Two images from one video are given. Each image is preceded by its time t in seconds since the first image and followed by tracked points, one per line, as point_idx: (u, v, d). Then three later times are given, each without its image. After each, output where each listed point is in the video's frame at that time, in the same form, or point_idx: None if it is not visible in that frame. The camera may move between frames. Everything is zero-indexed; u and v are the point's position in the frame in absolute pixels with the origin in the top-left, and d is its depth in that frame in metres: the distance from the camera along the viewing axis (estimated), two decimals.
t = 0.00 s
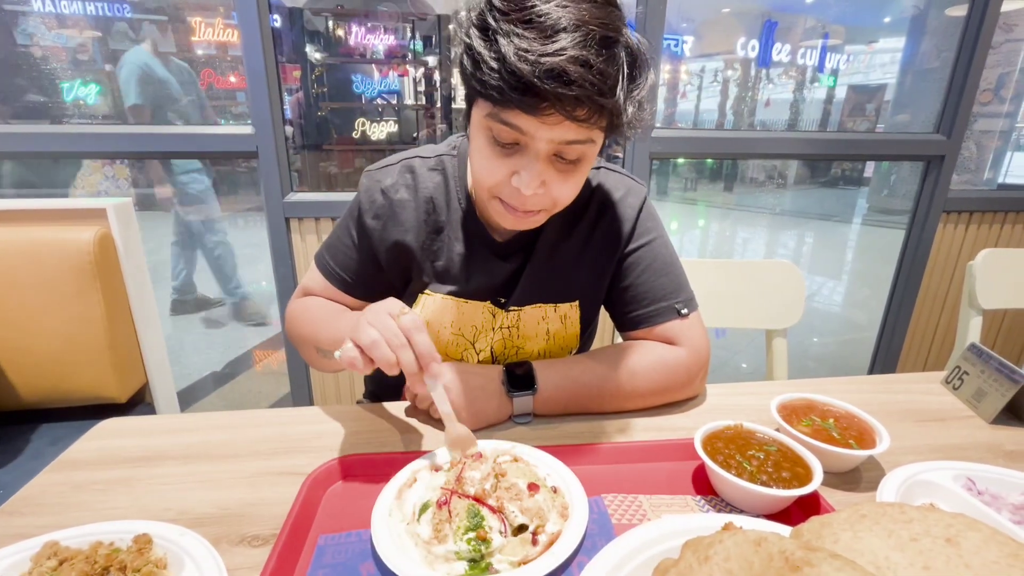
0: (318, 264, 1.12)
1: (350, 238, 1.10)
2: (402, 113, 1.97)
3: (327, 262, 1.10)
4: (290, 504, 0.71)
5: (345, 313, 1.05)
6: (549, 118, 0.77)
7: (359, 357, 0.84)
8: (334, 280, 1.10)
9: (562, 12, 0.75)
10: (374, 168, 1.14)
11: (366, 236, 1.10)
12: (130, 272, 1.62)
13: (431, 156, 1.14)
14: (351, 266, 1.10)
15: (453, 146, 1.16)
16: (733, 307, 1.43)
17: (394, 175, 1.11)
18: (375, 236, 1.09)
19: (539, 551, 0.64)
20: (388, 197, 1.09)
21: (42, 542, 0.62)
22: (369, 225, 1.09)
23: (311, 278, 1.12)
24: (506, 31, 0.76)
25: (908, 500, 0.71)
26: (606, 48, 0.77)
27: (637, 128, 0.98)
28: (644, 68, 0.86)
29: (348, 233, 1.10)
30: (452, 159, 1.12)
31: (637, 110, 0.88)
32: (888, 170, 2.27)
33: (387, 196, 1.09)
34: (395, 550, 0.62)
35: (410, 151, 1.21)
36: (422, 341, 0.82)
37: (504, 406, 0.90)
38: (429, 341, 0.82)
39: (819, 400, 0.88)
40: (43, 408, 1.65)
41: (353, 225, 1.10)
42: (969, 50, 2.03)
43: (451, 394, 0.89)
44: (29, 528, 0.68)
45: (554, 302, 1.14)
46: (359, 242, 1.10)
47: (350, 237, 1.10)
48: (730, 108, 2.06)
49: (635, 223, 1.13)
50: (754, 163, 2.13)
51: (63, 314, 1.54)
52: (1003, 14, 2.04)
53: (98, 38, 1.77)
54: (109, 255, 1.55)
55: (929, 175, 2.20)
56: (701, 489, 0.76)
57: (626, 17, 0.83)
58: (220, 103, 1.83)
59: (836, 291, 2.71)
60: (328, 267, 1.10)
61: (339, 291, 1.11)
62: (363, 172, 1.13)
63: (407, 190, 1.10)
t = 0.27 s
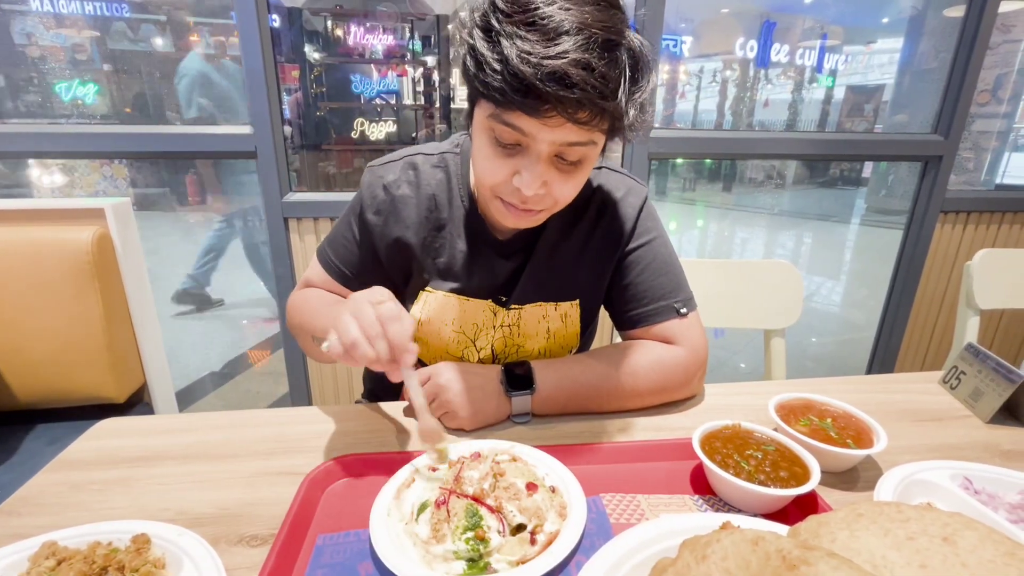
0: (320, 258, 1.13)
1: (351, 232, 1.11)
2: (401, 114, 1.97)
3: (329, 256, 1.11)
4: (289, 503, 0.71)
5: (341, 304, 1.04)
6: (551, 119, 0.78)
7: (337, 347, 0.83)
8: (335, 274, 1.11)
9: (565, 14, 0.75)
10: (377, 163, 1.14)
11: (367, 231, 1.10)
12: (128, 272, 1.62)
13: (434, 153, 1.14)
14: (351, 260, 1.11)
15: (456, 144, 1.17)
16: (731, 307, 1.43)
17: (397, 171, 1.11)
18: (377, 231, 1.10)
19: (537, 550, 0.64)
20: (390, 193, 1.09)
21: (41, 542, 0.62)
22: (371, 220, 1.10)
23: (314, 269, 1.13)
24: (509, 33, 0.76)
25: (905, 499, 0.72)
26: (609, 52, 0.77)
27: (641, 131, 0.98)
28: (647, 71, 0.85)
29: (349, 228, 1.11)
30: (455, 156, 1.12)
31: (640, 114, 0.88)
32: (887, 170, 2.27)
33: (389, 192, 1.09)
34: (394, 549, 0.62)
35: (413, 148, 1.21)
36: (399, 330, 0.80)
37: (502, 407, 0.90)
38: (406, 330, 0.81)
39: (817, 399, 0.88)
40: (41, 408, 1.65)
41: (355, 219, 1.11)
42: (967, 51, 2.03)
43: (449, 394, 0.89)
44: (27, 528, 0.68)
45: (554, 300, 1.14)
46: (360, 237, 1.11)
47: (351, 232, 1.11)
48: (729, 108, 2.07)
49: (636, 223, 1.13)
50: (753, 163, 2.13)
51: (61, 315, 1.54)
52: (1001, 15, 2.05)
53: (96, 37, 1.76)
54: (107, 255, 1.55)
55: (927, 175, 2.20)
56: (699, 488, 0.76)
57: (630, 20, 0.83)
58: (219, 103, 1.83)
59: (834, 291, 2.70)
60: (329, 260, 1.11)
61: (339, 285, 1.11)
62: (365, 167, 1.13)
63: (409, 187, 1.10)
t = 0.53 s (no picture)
0: (321, 255, 1.12)
1: (353, 230, 1.10)
2: (400, 114, 1.97)
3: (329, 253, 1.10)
4: (289, 503, 0.71)
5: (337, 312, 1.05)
6: (552, 118, 0.78)
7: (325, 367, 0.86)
8: (335, 272, 1.10)
9: (568, 14, 0.75)
10: (379, 161, 1.14)
11: (369, 229, 1.10)
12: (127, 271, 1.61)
13: (436, 152, 1.14)
14: (351, 258, 1.10)
15: (458, 142, 1.17)
16: (730, 306, 1.43)
17: (399, 169, 1.11)
18: (378, 229, 1.09)
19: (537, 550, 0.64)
20: (392, 191, 1.09)
21: (40, 542, 0.62)
22: (373, 218, 1.09)
23: (316, 270, 1.13)
24: (511, 32, 0.77)
25: (904, 499, 0.72)
26: (611, 50, 0.78)
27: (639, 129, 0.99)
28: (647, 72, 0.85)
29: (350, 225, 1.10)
30: (458, 155, 1.13)
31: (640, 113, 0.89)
32: (885, 170, 2.28)
33: (391, 189, 1.09)
34: (394, 549, 0.62)
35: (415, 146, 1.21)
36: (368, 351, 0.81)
37: (501, 406, 0.90)
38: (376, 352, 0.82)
39: (816, 400, 0.88)
40: (41, 408, 1.65)
41: (356, 216, 1.11)
42: (965, 52, 2.04)
43: (449, 393, 0.88)
44: (26, 528, 0.68)
45: (554, 300, 1.14)
46: (361, 234, 1.10)
47: (353, 230, 1.10)
48: (728, 108, 2.07)
49: (636, 223, 1.13)
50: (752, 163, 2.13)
51: (61, 315, 1.54)
52: (999, 16, 2.06)
53: (95, 37, 1.76)
54: (105, 255, 1.54)
55: (926, 176, 2.21)
56: (698, 488, 0.76)
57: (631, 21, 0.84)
58: (218, 103, 1.83)
59: (833, 292, 2.70)
60: (330, 258, 1.10)
61: (340, 283, 1.11)
62: (367, 165, 1.13)
63: (412, 185, 1.10)
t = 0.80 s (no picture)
0: (297, 282, 1.09)
1: (334, 255, 1.10)
2: (405, 124, 1.99)
3: (309, 280, 1.08)
4: (293, 511, 0.71)
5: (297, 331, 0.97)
6: (511, 128, 0.77)
7: (275, 391, 0.77)
8: (315, 298, 1.08)
9: (516, 21, 0.76)
10: (361, 186, 1.15)
11: (353, 254, 1.10)
12: (134, 280, 1.63)
13: (420, 175, 1.15)
14: (333, 284, 1.09)
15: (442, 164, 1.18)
16: (733, 315, 1.43)
17: (383, 194, 1.12)
18: (363, 255, 1.09)
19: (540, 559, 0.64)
20: (377, 216, 1.10)
21: (48, 549, 0.63)
22: (356, 244, 1.09)
23: (288, 295, 1.08)
24: (463, 45, 0.78)
25: (908, 508, 0.71)
26: (570, 55, 0.78)
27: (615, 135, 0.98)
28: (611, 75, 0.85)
29: (332, 250, 1.10)
30: (442, 178, 1.14)
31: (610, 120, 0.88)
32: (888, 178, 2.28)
33: (375, 213, 1.10)
34: (398, 558, 0.62)
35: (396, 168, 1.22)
36: (312, 382, 0.72)
37: (504, 417, 0.90)
38: (321, 381, 0.71)
39: (819, 408, 0.88)
40: (47, 416, 1.66)
41: (338, 242, 1.10)
42: (967, 60, 2.05)
43: (452, 404, 0.89)
44: (32, 536, 0.68)
45: (549, 320, 1.15)
46: (344, 259, 1.10)
47: (335, 256, 1.09)
48: (730, 117, 2.08)
49: (630, 237, 1.14)
50: (756, 172, 2.14)
51: (69, 324, 1.55)
52: (1000, 24, 2.07)
53: (106, 50, 1.80)
54: (113, 264, 1.56)
55: (930, 184, 2.21)
56: (701, 497, 0.76)
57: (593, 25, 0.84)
58: (225, 114, 1.86)
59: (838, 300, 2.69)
60: (309, 284, 1.08)
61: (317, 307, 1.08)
62: (350, 190, 1.14)
63: (396, 209, 1.11)
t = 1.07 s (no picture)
0: (272, 276, 1.02)
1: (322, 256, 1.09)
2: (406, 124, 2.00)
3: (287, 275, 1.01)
4: (295, 510, 0.72)
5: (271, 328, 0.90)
6: (498, 121, 0.75)
7: (289, 346, 0.73)
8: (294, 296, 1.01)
9: (496, 13, 0.77)
10: (352, 185, 1.16)
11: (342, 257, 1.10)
12: (136, 281, 1.64)
13: (413, 178, 1.16)
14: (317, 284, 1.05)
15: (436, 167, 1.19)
16: (733, 316, 1.44)
17: (375, 197, 1.13)
18: (353, 258, 1.10)
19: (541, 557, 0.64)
20: (369, 220, 1.10)
21: (51, 548, 0.63)
22: (347, 247, 1.09)
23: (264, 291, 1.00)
24: (441, 39, 0.79)
25: (908, 508, 0.71)
26: (552, 44, 0.77)
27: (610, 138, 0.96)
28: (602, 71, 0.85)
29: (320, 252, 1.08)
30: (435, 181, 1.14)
31: (602, 116, 0.86)
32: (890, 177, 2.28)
33: (367, 217, 1.11)
34: (400, 557, 0.63)
35: (389, 169, 1.22)
36: (335, 318, 0.68)
37: (506, 418, 0.91)
38: (345, 315, 0.69)
39: (820, 408, 0.88)
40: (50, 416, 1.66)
41: (325, 241, 1.08)
42: (968, 59, 2.04)
43: (455, 405, 0.89)
44: (35, 535, 0.68)
45: (545, 331, 1.16)
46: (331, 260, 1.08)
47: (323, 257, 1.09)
48: (731, 117, 2.08)
49: (629, 242, 1.14)
50: (757, 172, 2.14)
51: (71, 324, 1.56)
52: (1001, 24, 2.06)
53: (107, 51, 1.80)
54: (115, 264, 1.56)
55: (931, 183, 2.20)
56: (702, 496, 0.77)
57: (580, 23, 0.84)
58: (226, 114, 1.86)
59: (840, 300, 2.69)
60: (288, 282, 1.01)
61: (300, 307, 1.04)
62: (341, 191, 1.14)
63: (388, 213, 1.11)
